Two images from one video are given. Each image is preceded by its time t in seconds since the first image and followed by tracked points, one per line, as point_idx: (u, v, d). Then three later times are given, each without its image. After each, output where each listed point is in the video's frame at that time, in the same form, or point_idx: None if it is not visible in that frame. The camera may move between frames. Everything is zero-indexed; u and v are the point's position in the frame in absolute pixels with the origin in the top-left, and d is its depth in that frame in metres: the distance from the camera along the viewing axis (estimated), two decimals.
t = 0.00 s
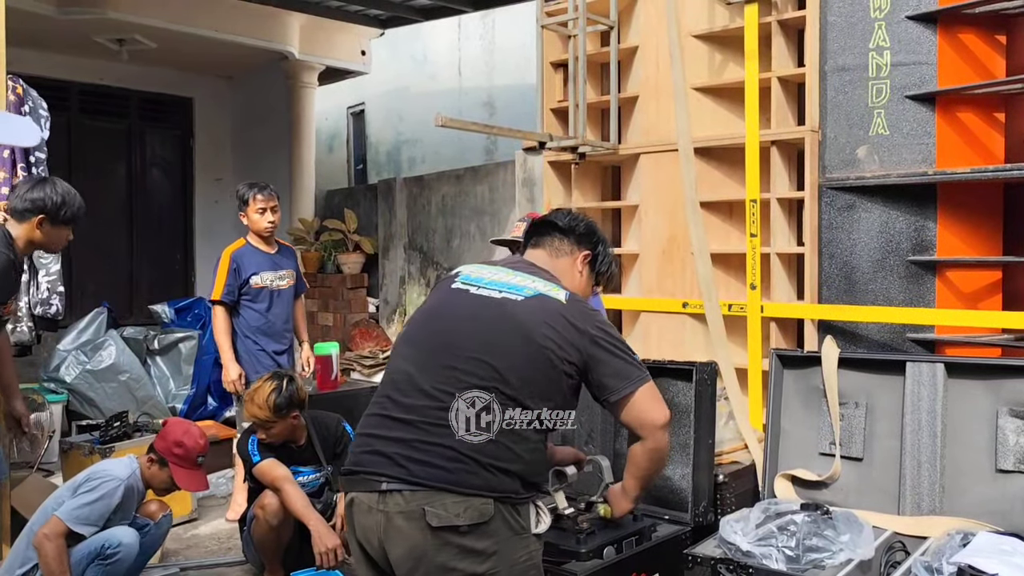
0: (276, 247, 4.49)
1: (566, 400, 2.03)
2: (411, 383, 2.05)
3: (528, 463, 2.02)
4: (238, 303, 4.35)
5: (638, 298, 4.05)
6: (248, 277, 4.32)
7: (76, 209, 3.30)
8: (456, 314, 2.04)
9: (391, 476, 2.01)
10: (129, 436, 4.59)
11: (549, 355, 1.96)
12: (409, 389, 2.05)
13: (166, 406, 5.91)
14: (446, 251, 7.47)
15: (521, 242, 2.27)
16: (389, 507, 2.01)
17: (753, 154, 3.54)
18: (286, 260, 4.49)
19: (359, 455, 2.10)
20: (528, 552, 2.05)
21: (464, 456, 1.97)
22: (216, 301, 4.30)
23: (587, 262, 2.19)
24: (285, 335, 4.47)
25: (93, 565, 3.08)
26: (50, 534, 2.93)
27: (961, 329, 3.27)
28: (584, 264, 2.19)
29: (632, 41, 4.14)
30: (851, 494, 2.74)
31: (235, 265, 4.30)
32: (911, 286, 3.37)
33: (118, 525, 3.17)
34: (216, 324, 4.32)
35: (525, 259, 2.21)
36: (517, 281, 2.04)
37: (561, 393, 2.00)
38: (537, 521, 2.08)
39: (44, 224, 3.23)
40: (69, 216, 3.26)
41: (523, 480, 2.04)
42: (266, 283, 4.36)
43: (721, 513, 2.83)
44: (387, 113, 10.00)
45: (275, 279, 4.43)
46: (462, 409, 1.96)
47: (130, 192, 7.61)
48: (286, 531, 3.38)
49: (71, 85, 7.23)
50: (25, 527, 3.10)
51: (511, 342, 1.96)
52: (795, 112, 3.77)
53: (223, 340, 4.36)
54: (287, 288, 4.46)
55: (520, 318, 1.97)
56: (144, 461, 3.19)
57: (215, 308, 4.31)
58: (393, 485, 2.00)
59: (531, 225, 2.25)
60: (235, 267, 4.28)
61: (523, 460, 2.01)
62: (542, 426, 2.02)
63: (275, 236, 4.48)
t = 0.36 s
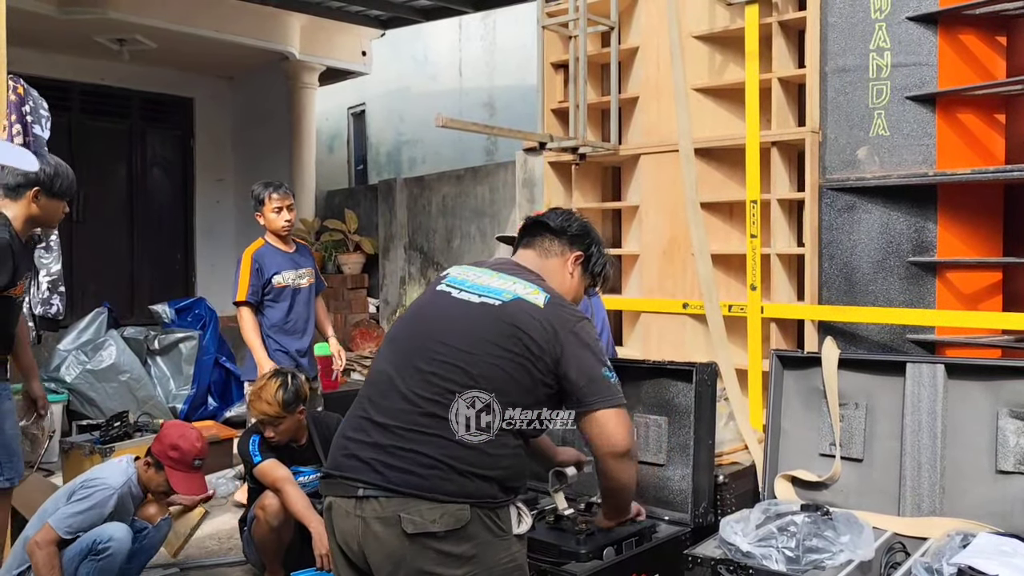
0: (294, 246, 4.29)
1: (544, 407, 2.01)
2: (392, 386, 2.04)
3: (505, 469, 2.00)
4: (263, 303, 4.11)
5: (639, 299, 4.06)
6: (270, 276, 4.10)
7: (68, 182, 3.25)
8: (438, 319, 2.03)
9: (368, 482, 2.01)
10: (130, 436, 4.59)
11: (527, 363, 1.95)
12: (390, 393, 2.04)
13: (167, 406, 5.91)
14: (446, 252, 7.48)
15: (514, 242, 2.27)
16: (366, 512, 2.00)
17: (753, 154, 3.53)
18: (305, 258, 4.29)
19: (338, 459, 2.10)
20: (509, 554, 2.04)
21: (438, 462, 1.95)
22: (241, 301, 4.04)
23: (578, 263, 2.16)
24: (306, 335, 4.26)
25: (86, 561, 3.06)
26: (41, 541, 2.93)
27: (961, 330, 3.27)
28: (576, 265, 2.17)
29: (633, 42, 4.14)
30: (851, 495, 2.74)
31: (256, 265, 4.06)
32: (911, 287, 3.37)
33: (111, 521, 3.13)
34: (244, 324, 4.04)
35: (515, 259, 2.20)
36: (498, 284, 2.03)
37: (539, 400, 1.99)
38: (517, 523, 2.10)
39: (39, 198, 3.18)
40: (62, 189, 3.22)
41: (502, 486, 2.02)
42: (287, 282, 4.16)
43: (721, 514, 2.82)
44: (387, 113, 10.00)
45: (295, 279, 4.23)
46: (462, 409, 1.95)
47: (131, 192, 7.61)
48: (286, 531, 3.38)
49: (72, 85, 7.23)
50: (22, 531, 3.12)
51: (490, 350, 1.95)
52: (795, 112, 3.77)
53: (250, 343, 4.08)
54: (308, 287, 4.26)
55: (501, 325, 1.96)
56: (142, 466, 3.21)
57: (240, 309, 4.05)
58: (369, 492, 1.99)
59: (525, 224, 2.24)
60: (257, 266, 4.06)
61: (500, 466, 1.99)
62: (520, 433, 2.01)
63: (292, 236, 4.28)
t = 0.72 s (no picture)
0: (299, 246, 4.27)
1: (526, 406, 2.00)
2: (374, 392, 2.05)
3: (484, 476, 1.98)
4: (262, 302, 4.11)
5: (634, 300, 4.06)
6: (270, 276, 4.09)
7: (79, 165, 3.32)
8: (414, 322, 2.02)
9: (352, 492, 2.01)
10: (123, 437, 4.57)
11: (502, 365, 1.94)
12: (374, 399, 2.05)
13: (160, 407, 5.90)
14: (441, 252, 7.48)
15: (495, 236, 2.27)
16: (352, 520, 2.01)
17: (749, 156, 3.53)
18: (310, 258, 4.26)
19: (328, 467, 2.11)
20: (502, 556, 2.00)
21: (416, 470, 1.94)
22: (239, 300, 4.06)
23: (561, 250, 2.15)
24: (308, 334, 4.21)
25: (55, 559, 2.92)
26: (10, 552, 2.94)
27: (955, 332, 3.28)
28: (559, 253, 2.16)
29: (629, 43, 4.14)
30: (846, 496, 2.74)
31: (256, 264, 4.07)
32: (907, 288, 3.38)
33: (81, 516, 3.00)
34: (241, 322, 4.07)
35: (497, 254, 2.19)
36: (476, 282, 2.02)
37: (518, 399, 1.97)
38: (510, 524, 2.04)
39: (54, 181, 3.25)
40: (74, 172, 3.30)
41: (485, 492, 1.99)
42: (288, 282, 4.13)
43: (716, 515, 2.81)
44: (382, 113, 9.99)
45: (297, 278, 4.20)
46: (461, 409, 1.94)
47: (125, 192, 7.59)
48: (282, 532, 3.36)
49: (67, 84, 7.21)
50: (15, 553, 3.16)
51: (463, 352, 1.94)
52: (791, 114, 3.78)
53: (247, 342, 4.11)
54: (311, 286, 4.22)
55: (473, 327, 1.95)
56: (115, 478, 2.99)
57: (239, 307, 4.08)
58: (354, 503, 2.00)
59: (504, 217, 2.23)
60: (256, 265, 4.06)
61: (481, 474, 1.97)
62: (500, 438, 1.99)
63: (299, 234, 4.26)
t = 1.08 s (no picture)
0: (294, 247, 4.24)
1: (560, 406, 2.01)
2: (406, 392, 2.04)
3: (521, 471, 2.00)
4: (251, 302, 4.14)
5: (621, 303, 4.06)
6: (258, 276, 4.10)
7: (99, 167, 3.36)
8: (447, 322, 2.01)
9: (388, 490, 2.02)
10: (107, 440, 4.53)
11: (538, 363, 1.95)
12: (405, 399, 2.04)
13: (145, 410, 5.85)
14: (429, 255, 7.48)
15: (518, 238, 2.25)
16: (388, 519, 2.02)
17: (736, 162, 3.56)
18: (304, 258, 4.23)
19: (358, 466, 2.12)
20: (530, 555, 2.02)
21: (455, 466, 1.96)
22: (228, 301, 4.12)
23: (583, 257, 2.15)
24: (298, 334, 4.16)
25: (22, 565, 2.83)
26: None
27: (940, 336, 3.32)
28: (580, 259, 2.16)
29: (617, 47, 4.14)
30: (833, 499, 2.74)
31: (245, 264, 4.10)
32: (892, 293, 3.40)
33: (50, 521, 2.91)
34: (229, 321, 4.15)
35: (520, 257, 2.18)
36: (513, 285, 2.02)
37: (554, 400, 1.98)
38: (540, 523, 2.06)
39: (78, 185, 3.29)
40: (95, 174, 3.34)
41: (520, 487, 2.01)
42: (275, 282, 4.12)
43: (704, 519, 2.80)
44: (370, 116, 9.97)
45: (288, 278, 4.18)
46: (462, 409, 1.95)
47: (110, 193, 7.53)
48: (267, 537, 3.35)
49: (51, 85, 7.16)
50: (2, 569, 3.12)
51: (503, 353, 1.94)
52: (778, 119, 3.79)
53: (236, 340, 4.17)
54: (301, 287, 4.19)
55: (511, 329, 1.94)
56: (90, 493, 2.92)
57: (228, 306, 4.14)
58: (390, 502, 2.01)
59: (526, 220, 2.21)
60: (244, 266, 4.09)
61: (518, 470, 1.99)
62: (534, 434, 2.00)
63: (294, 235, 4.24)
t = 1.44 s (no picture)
0: (280, 253, 4.21)
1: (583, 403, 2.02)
2: (428, 390, 2.01)
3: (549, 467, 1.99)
4: (234, 306, 4.13)
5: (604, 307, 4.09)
6: (242, 280, 4.09)
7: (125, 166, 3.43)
8: (474, 320, 2.00)
9: (421, 487, 1.97)
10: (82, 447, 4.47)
11: (567, 360, 1.96)
12: (428, 396, 2.01)
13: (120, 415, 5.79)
14: (408, 259, 7.47)
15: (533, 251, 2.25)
16: (420, 517, 1.97)
17: (717, 167, 3.57)
18: (289, 264, 4.21)
19: (383, 465, 2.05)
20: (557, 551, 2.01)
21: (488, 460, 1.94)
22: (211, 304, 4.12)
23: (598, 270, 2.18)
24: (280, 339, 4.14)
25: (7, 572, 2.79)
26: None
27: (919, 338, 3.38)
28: (596, 273, 2.18)
29: (599, 52, 4.17)
30: (816, 501, 2.77)
31: (229, 268, 4.09)
32: (871, 296, 3.44)
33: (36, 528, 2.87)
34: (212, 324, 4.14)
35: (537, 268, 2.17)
36: (534, 288, 2.02)
37: (581, 394, 1.99)
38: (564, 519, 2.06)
39: (106, 183, 3.37)
40: (121, 172, 3.40)
41: (547, 483, 2.01)
42: (259, 287, 4.11)
43: (689, 522, 2.82)
44: (347, 119, 9.93)
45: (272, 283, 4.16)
46: (462, 408, 1.95)
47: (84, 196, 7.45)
48: (250, 544, 3.32)
49: (25, 86, 7.07)
50: None
51: (535, 347, 1.94)
52: (758, 124, 3.83)
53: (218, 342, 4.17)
54: (285, 293, 4.17)
55: (539, 325, 1.96)
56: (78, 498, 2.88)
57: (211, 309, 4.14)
58: (422, 498, 1.96)
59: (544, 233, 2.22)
60: (228, 270, 4.08)
61: (547, 465, 1.99)
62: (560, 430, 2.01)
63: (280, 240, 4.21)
